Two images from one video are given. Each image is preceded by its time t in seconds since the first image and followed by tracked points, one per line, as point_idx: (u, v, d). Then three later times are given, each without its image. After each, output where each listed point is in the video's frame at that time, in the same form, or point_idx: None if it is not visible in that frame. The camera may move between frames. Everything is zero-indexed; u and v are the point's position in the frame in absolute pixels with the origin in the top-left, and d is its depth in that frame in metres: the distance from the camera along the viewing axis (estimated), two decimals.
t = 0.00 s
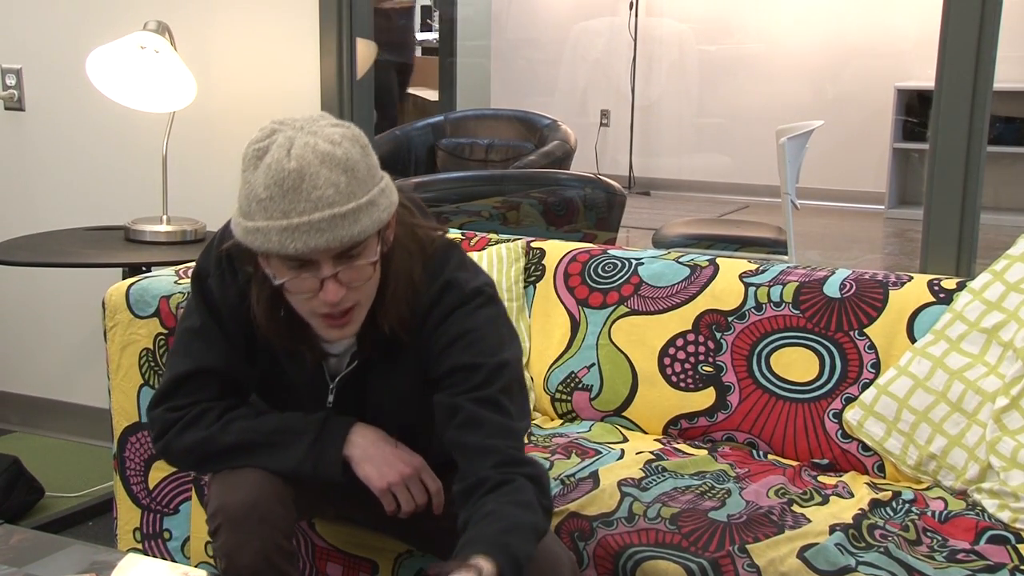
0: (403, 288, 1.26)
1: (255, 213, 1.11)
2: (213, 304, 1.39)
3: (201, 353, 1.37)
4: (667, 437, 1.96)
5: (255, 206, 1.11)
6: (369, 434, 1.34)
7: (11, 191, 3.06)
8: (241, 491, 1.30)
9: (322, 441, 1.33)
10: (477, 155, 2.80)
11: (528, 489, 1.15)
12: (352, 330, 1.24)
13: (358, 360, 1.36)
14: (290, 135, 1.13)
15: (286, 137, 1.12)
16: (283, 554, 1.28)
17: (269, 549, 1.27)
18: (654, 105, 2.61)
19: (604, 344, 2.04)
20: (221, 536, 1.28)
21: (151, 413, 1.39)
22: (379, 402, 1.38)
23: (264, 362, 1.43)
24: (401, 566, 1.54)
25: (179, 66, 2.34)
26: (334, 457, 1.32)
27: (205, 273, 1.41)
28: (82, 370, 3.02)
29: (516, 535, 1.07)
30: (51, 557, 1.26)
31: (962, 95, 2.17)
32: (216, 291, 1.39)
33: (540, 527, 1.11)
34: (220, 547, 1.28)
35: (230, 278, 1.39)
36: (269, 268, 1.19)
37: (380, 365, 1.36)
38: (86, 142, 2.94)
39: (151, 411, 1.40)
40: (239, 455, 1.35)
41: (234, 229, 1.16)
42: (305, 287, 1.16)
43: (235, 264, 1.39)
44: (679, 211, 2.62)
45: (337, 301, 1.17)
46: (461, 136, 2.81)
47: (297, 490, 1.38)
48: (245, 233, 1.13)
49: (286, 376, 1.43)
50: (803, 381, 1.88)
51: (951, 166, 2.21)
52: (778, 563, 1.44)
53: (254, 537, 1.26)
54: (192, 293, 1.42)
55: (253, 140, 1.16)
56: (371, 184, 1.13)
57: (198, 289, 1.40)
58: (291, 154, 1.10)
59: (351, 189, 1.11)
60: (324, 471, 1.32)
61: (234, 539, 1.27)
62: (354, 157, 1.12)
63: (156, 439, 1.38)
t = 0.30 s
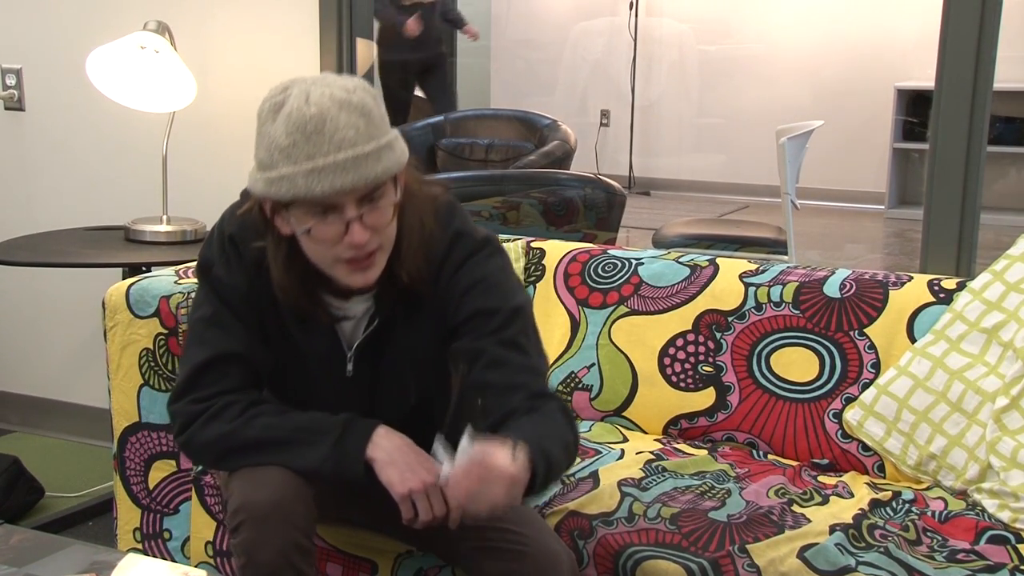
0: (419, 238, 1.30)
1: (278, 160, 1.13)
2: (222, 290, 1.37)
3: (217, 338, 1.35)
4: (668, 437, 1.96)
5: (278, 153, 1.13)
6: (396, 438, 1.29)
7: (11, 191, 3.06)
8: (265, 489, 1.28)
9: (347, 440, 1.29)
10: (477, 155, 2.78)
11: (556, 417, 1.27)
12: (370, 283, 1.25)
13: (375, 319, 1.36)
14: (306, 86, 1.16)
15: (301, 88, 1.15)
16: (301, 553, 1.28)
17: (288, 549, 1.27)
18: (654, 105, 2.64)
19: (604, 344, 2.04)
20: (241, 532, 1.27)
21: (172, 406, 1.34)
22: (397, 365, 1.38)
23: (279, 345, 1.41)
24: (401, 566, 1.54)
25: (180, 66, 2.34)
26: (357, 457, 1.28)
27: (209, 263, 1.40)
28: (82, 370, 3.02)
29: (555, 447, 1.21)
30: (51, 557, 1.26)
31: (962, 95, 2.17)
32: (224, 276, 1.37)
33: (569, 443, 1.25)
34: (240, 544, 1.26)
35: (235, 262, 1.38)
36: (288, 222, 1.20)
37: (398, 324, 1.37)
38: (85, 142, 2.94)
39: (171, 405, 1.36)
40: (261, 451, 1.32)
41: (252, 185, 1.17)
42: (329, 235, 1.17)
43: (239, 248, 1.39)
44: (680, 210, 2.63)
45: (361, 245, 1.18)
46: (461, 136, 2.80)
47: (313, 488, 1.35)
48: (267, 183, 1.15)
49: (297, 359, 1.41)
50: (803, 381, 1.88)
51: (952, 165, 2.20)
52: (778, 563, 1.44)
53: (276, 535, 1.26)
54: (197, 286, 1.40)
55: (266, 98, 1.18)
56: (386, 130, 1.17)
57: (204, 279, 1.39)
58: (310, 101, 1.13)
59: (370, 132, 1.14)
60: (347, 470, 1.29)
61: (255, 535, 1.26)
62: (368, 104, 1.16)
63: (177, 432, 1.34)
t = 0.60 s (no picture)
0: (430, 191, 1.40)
1: (302, 108, 1.27)
2: (232, 275, 1.41)
3: (234, 324, 1.39)
4: (668, 437, 1.96)
5: (301, 101, 1.27)
6: (416, 444, 1.32)
7: (11, 191, 3.06)
8: (282, 481, 1.32)
9: (363, 441, 1.32)
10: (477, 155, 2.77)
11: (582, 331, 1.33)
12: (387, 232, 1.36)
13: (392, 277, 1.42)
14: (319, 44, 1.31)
15: (315, 45, 1.30)
16: (314, 549, 1.31)
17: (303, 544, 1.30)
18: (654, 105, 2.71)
19: (604, 344, 2.04)
20: (257, 526, 1.30)
21: (195, 396, 1.39)
22: (415, 325, 1.44)
23: (292, 327, 1.45)
24: (400, 565, 1.54)
25: (180, 66, 2.34)
26: (373, 458, 1.31)
27: (216, 253, 1.45)
28: (82, 370, 3.02)
29: (587, 352, 1.29)
30: (51, 557, 1.26)
31: (962, 95, 2.15)
32: (235, 261, 1.42)
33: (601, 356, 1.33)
34: (255, 537, 1.29)
35: (243, 248, 1.43)
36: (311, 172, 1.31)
37: (413, 283, 1.44)
38: (86, 142, 2.94)
39: (193, 395, 1.40)
40: (280, 445, 1.35)
41: (274, 139, 1.30)
42: (353, 178, 1.29)
43: (245, 233, 1.44)
44: (680, 210, 2.65)
45: (384, 185, 1.30)
46: (461, 136, 2.77)
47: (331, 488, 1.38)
48: (292, 131, 1.27)
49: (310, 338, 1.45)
50: (803, 381, 1.88)
51: (952, 165, 2.19)
52: (778, 563, 1.44)
53: (292, 530, 1.29)
54: (207, 276, 1.45)
55: (277, 63, 1.32)
56: (395, 79, 1.32)
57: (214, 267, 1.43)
58: (326, 53, 1.28)
59: (382, 78, 1.29)
60: (362, 470, 1.32)
61: (271, 529, 1.29)
62: (377, 57, 1.32)
63: (200, 422, 1.38)
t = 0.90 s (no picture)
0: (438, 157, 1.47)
1: (324, 76, 1.33)
2: (248, 265, 1.42)
3: (249, 313, 1.39)
4: (668, 437, 1.96)
5: (322, 70, 1.33)
6: (430, 445, 1.32)
7: (11, 191, 3.06)
8: (298, 474, 1.33)
9: (377, 437, 1.32)
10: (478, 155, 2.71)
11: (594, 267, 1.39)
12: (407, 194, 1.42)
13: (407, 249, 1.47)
14: (329, 19, 1.37)
15: (325, 20, 1.37)
16: (325, 542, 1.33)
17: (314, 537, 1.31)
18: (654, 105, 2.65)
19: (604, 344, 2.05)
20: (269, 516, 1.31)
21: (212, 385, 1.39)
22: (433, 292, 1.49)
23: (309, 311, 1.47)
24: (400, 565, 1.54)
25: (180, 66, 2.34)
26: (386, 458, 1.31)
27: (227, 246, 1.45)
28: (82, 370, 3.02)
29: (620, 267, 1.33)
30: (51, 557, 1.26)
31: (963, 95, 2.16)
32: (250, 251, 1.42)
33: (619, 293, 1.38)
34: (267, 527, 1.31)
35: (258, 238, 1.44)
36: (334, 140, 1.37)
37: (427, 250, 1.49)
38: (85, 142, 2.94)
39: (209, 385, 1.40)
40: (295, 436, 1.35)
41: (296, 112, 1.35)
42: (378, 139, 1.35)
43: (258, 222, 1.45)
44: (680, 210, 2.65)
45: (408, 143, 1.36)
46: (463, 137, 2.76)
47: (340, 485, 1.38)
48: (315, 100, 1.33)
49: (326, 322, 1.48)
50: (803, 381, 1.88)
51: (952, 166, 2.20)
52: (777, 563, 1.44)
53: (305, 522, 1.30)
54: (218, 269, 1.45)
55: (288, 41, 1.38)
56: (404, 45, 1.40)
57: (227, 260, 1.43)
58: (340, 24, 1.35)
59: (395, 43, 1.37)
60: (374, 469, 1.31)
61: (284, 521, 1.30)
62: (385, 25, 1.39)
63: (216, 411, 1.38)
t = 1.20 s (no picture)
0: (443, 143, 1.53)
1: (338, 61, 1.35)
2: (262, 257, 1.43)
3: (261, 307, 1.40)
4: (668, 437, 1.96)
5: (336, 55, 1.35)
6: (440, 440, 1.31)
7: (11, 191, 3.06)
8: (309, 466, 1.33)
9: (388, 432, 1.32)
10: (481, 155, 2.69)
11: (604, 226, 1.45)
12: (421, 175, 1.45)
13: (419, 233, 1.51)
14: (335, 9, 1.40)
15: (332, 10, 1.40)
16: (333, 537, 1.32)
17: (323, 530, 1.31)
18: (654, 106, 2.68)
19: (604, 344, 2.04)
20: (278, 507, 1.31)
21: (225, 376, 1.38)
22: (444, 275, 1.52)
23: (322, 304, 1.48)
24: (400, 565, 1.54)
25: (180, 66, 2.34)
26: (397, 452, 1.31)
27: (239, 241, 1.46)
28: (82, 370, 3.02)
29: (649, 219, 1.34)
30: (50, 557, 1.26)
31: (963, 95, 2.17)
32: (263, 245, 1.44)
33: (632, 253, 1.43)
34: (276, 518, 1.31)
35: (270, 232, 1.46)
36: (351, 125, 1.39)
37: (438, 234, 1.53)
38: (85, 142, 2.94)
39: (222, 376, 1.40)
40: (307, 428, 1.35)
41: (312, 99, 1.37)
42: (395, 120, 1.39)
43: (271, 217, 1.47)
44: (680, 210, 2.66)
45: (424, 123, 1.40)
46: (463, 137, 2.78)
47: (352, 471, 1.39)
48: (332, 85, 1.35)
49: (337, 314, 1.49)
50: (802, 381, 1.88)
51: (951, 165, 2.21)
52: (778, 563, 1.44)
53: (314, 515, 1.30)
54: (230, 265, 1.46)
55: (296, 33, 1.41)
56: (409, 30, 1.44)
57: (240, 256, 1.44)
58: (349, 12, 1.38)
59: (402, 27, 1.40)
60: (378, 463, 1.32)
61: (293, 513, 1.30)
62: (389, 12, 1.43)
63: (229, 402, 1.38)
